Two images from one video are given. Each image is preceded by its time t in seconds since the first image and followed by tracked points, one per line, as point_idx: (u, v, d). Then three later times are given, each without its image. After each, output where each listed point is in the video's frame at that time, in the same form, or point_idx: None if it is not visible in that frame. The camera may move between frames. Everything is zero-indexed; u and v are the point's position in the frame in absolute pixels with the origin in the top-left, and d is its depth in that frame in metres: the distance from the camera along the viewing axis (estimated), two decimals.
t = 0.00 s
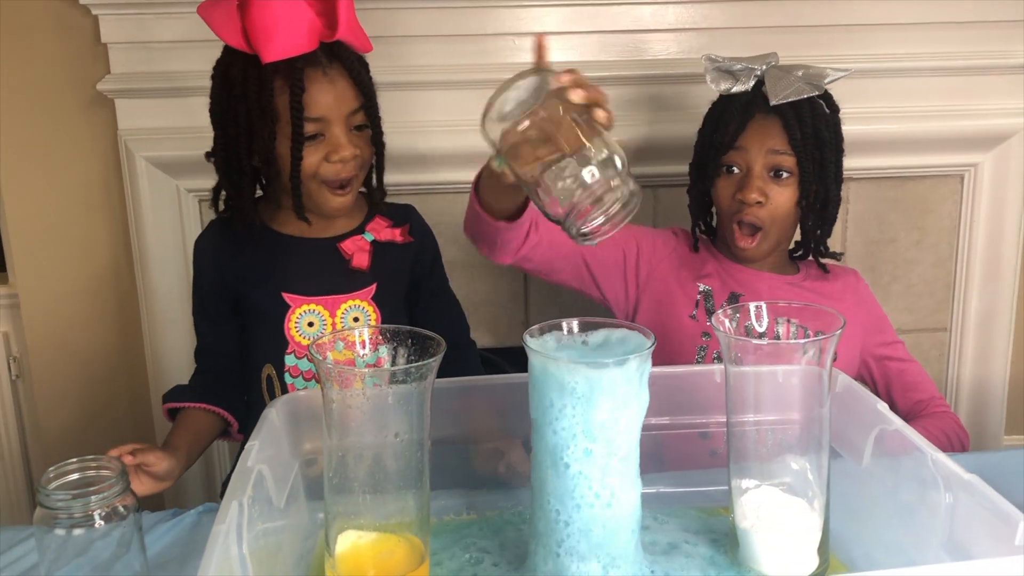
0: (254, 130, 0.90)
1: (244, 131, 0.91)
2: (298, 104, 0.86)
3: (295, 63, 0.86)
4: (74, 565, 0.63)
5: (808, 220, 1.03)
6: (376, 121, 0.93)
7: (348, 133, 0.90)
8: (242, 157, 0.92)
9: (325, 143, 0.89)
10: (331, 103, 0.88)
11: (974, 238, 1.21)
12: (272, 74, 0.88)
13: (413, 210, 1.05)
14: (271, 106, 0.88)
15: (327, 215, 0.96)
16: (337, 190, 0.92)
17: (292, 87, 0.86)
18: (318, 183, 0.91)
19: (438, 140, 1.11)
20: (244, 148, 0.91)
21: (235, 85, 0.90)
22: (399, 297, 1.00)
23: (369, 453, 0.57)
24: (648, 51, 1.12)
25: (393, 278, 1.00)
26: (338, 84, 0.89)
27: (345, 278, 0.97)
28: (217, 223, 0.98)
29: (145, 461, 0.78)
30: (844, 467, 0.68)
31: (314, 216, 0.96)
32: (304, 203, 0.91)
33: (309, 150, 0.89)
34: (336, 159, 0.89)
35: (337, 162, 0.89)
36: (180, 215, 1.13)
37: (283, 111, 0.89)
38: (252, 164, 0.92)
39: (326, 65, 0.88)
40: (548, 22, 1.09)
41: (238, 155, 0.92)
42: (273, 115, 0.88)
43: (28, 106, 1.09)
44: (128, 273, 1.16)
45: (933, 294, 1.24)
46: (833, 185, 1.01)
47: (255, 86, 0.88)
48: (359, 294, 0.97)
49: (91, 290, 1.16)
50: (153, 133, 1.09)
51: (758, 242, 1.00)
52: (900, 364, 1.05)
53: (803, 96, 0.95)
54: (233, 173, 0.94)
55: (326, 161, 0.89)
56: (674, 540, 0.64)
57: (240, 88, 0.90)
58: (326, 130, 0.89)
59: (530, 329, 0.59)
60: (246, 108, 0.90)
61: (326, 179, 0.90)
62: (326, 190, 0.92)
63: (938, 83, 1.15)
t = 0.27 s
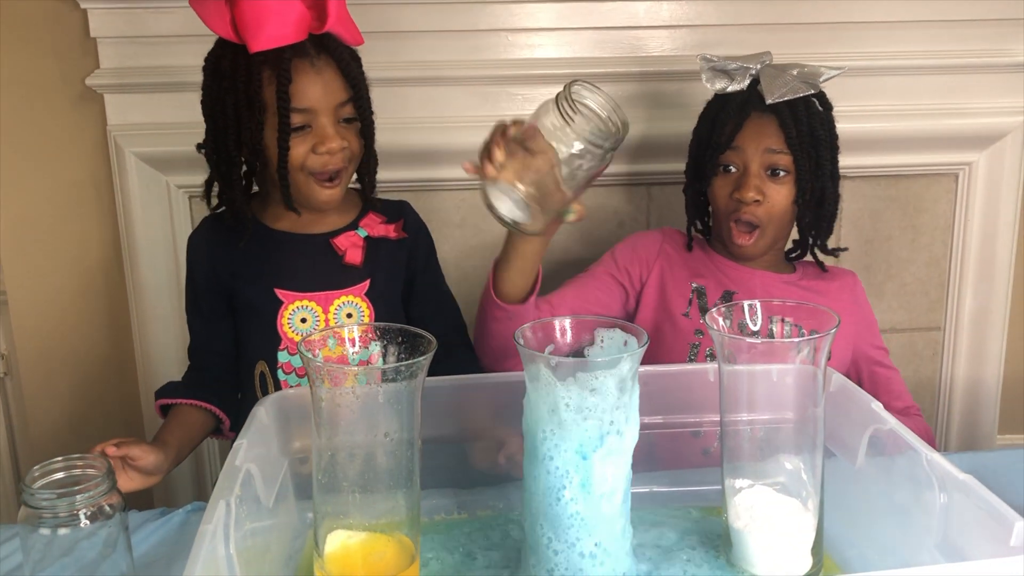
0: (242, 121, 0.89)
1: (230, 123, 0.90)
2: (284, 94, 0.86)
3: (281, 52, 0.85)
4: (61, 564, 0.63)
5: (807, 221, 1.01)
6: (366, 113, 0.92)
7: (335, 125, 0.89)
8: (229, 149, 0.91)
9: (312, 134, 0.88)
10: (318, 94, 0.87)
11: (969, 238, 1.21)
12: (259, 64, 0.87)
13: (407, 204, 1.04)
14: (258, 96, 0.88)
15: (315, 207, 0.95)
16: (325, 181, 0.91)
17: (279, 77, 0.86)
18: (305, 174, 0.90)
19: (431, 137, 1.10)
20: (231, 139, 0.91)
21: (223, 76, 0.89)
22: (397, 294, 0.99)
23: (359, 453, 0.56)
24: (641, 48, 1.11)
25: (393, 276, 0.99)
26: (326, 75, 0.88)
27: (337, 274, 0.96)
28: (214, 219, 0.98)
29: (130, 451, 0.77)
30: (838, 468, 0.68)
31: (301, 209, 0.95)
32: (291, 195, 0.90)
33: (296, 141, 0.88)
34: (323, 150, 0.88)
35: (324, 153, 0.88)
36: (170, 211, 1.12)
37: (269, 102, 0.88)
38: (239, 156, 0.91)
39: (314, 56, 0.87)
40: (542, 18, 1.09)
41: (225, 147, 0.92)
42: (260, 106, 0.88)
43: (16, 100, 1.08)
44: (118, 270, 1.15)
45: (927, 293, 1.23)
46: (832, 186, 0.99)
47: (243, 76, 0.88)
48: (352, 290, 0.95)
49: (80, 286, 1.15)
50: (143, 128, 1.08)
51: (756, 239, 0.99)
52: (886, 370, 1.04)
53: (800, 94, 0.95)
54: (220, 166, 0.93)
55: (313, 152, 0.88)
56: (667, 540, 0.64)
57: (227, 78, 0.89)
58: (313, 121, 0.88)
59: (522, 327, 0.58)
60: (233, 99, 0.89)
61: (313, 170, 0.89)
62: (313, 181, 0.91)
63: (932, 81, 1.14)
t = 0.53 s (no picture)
0: (240, 111, 0.89)
1: (230, 112, 0.90)
2: (283, 86, 0.85)
3: (283, 46, 0.85)
4: (58, 553, 0.63)
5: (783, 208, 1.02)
6: (363, 107, 0.92)
7: (333, 119, 0.89)
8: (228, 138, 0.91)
9: (308, 127, 0.88)
10: (317, 88, 0.87)
11: (964, 232, 1.21)
12: (258, 54, 0.87)
13: (402, 197, 1.04)
14: (257, 87, 0.87)
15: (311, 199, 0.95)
16: (320, 175, 0.91)
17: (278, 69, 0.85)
18: (299, 167, 0.89)
19: (429, 128, 1.10)
20: (230, 128, 0.91)
21: (223, 65, 0.89)
22: (388, 284, 0.99)
23: (356, 442, 0.56)
24: (640, 40, 1.11)
25: (383, 264, 0.99)
26: (325, 69, 0.87)
27: (332, 263, 0.96)
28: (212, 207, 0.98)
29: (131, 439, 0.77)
30: (833, 458, 0.68)
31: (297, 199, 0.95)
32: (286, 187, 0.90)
33: (292, 133, 0.88)
34: (318, 143, 0.88)
35: (319, 146, 0.88)
36: (167, 201, 1.12)
37: (268, 93, 0.88)
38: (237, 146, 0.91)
39: (313, 50, 0.87)
40: (540, 10, 1.09)
41: (224, 136, 0.92)
42: (258, 97, 0.87)
43: (13, 89, 1.08)
44: (115, 260, 1.15)
45: (923, 287, 1.24)
46: (804, 172, 1.00)
47: (242, 66, 0.87)
48: (347, 280, 0.96)
49: (77, 276, 1.15)
50: (140, 118, 1.08)
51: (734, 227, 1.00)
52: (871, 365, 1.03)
53: (773, 83, 0.96)
54: (218, 154, 0.93)
55: (308, 145, 0.88)
56: (663, 530, 0.64)
57: (227, 68, 0.89)
58: (311, 114, 0.88)
59: (520, 318, 0.59)
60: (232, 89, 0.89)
61: (308, 163, 0.89)
62: (307, 174, 0.90)
63: (930, 75, 1.15)
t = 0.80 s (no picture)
0: (241, 96, 0.88)
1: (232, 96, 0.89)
2: (285, 69, 0.85)
3: (285, 28, 0.85)
4: (56, 540, 0.62)
5: (769, 197, 1.01)
6: (365, 93, 0.91)
7: (334, 104, 0.89)
8: (229, 122, 0.90)
9: (309, 112, 0.87)
10: (319, 73, 0.87)
11: (965, 223, 1.21)
12: (261, 37, 0.86)
13: (404, 187, 1.04)
14: (259, 70, 0.87)
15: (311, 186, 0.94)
16: (320, 160, 0.90)
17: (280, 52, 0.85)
18: (300, 152, 0.89)
19: (429, 117, 1.09)
20: (231, 112, 0.90)
21: (226, 47, 0.88)
22: (388, 275, 0.99)
23: (356, 430, 0.56)
24: (641, 29, 1.11)
25: (384, 256, 0.98)
26: (327, 53, 0.87)
27: (331, 252, 0.96)
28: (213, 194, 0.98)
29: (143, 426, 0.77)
30: (834, 448, 0.68)
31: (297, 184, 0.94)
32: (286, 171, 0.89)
33: (293, 117, 0.87)
34: (319, 128, 0.87)
35: (320, 131, 0.87)
36: (166, 189, 1.11)
37: (270, 77, 0.87)
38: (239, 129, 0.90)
39: (315, 34, 0.87)
40: None
41: (226, 120, 0.91)
42: (259, 80, 0.87)
43: (11, 75, 1.08)
44: (114, 247, 1.15)
45: (924, 279, 1.24)
46: (787, 158, 1.00)
47: (244, 50, 0.87)
48: (346, 270, 0.95)
49: (76, 264, 1.15)
50: (140, 105, 1.08)
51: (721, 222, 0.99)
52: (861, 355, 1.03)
53: (749, 71, 0.95)
54: (220, 138, 0.92)
55: (310, 130, 0.87)
56: (663, 519, 0.64)
57: (229, 51, 0.88)
58: (311, 99, 0.87)
59: (521, 306, 0.58)
60: (234, 72, 0.88)
61: (308, 147, 0.89)
62: (308, 159, 0.90)
63: (931, 66, 1.14)
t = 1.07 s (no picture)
0: (249, 83, 0.88)
1: (240, 83, 0.89)
2: (293, 56, 0.85)
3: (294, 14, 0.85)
4: (58, 529, 0.62)
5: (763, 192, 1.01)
6: (375, 83, 0.91)
7: (343, 92, 0.88)
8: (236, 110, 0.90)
9: (317, 99, 0.87)
10: (329, 60, 0.86)
11: (967, 215, 1.20)
12: (269, 25, 0.86)
13: (412, 175, 1.04)
14: (267, 57, 0.86)
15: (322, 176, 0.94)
16: (328, 148, 0.90)
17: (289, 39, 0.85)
18: (309, 139, 0.89)
19: (430, 107, 1.09)
20: (238, 99, 0.89)
21: (234, 33, 0.88)
22: (400, 267, 0.99)
23: (357, 419, 0.56)
24: (642, 19, 1.11)
25: (395, 247, 0.98)
26: (336, 40, 0.87)
27: (341, 243, 0.96)
28: (221, 182, 0.98)
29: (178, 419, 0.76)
30: (834, 441, 0.68)
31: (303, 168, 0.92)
32: (294, 159, 0.89)
33: (302, 104, 0.87)
34: (327, 116, 0.87)
35: (330, 118, 0.87)
36: (167, 178, 1.11)
37: (278, 64, 0.87)
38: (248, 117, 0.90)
39: (325, 21, 0.87)
40: None
41: (233, 108, 0.90)
42: (268, 66, 0.86)
43: (12, 64, 1.07)
44: (115, 236, 1.15)
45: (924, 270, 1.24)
46: (781, 153, 1.00)
47: (252, 37, 0.87)
48: (356, 263, 0.95)
49: (77, 253, 1.15)
50: (140, 94, 1.08)
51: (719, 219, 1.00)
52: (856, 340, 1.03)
53: (743, 68, 0.94)
54: (229, 125, 0.92)
55: (319, 117, 0.87)
56: (663, 509, 0.64)
57: (237, 39, 0.88)
58: (321, 86, 0.87)
59: (522, 296, 0.58)
60: (241, 59, 0.88)
61: (316, 134, 0.89)
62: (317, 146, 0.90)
63: (933, 57, 1.14)
